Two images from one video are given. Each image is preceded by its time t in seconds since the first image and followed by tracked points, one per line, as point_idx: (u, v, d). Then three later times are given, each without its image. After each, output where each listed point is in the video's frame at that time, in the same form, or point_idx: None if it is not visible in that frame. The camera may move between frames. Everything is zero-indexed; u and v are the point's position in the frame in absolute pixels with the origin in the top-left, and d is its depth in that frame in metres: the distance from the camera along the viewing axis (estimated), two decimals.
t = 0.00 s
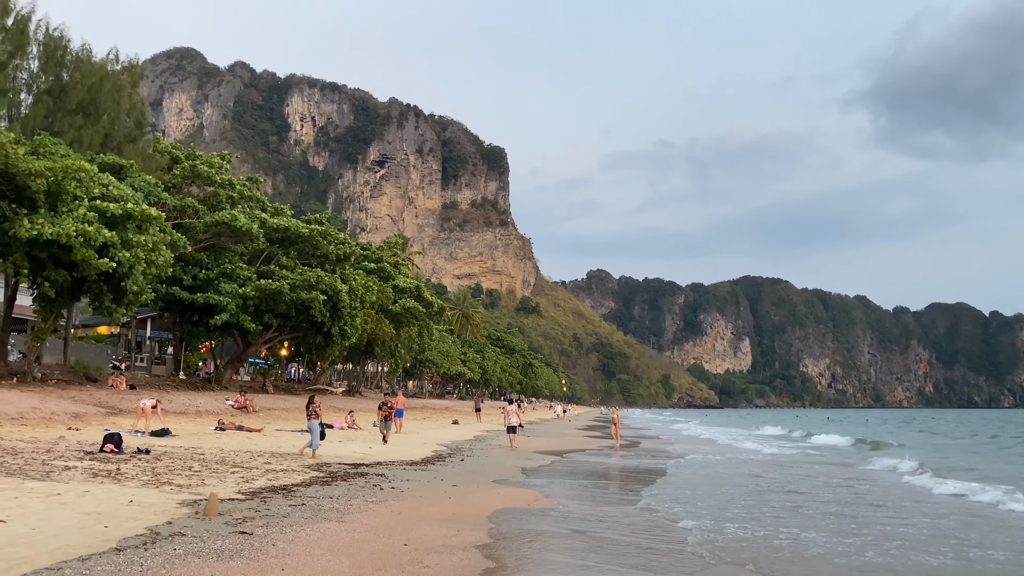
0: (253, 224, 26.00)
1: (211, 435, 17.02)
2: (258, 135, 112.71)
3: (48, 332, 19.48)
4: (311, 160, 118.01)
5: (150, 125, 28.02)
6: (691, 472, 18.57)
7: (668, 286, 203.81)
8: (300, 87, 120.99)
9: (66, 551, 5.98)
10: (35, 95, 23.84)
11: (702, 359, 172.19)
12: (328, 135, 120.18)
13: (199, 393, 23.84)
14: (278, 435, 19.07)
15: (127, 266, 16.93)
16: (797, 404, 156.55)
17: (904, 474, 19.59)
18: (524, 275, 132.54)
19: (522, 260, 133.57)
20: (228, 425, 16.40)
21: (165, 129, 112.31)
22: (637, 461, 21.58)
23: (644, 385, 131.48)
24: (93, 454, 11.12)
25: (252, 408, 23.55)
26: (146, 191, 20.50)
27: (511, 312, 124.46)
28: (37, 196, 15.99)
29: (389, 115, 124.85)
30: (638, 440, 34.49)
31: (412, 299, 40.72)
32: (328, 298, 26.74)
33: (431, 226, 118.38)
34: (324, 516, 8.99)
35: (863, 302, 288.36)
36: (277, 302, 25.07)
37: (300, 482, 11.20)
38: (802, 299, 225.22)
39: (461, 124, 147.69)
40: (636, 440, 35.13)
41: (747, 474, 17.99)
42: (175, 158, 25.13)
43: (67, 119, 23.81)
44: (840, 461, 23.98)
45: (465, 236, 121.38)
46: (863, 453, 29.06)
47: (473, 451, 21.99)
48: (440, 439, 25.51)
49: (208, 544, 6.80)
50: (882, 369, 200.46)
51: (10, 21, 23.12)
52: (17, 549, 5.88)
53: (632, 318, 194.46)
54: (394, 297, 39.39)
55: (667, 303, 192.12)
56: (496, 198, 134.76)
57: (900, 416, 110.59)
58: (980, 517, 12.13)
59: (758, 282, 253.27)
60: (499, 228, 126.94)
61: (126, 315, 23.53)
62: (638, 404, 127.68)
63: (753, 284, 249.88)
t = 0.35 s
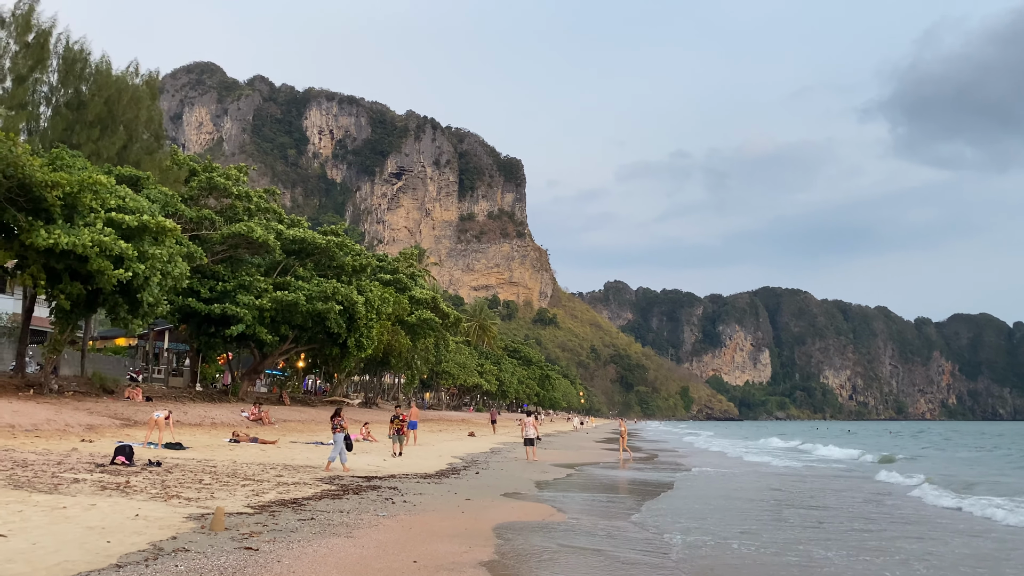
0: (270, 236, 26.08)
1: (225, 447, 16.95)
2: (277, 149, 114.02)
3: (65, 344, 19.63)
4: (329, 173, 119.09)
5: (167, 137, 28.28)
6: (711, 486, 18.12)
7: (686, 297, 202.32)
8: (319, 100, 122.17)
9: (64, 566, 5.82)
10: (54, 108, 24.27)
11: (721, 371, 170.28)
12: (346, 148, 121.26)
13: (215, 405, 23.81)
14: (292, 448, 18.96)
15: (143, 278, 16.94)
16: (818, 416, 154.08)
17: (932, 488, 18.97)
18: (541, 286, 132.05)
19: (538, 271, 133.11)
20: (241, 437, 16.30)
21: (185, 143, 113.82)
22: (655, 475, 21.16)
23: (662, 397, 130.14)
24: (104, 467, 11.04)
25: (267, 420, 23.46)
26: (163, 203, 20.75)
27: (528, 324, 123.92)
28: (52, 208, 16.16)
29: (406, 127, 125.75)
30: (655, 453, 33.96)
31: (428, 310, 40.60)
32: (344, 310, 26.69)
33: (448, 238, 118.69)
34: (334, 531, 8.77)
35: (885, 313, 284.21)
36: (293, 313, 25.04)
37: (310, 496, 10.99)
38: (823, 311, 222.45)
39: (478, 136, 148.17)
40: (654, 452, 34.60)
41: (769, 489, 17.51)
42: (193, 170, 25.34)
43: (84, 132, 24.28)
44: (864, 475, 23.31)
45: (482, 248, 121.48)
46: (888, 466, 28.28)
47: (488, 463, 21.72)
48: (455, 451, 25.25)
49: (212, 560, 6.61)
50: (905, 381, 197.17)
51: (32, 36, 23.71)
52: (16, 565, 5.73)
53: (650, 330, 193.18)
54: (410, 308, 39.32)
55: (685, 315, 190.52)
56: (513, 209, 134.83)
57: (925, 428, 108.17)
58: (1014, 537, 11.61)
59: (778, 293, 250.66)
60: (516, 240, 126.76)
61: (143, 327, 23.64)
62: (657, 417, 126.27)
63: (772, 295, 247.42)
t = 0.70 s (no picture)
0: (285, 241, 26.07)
1: (239, 451, 16.90)
2: (293, 155, 115.38)
3: (80, 349, 19.71)
4: (345, 179, 119.86)
5: (182, 142, 28.38)
6: (731, 492, 17.71)
7: (702, 302, 201.11)
8: (334, 107, 123.20)
9: (65, 573, 5.65)
10: (70, 113, 24.50)
11: (738, 377, 168.67)
12: (361, 154, 122.05)
13: (230, 409, 23.84)
14: (305, 452, 18.85)
15: (156, 281, 16.92)
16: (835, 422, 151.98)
17: (959, 496, 18.46)
18: (556, 292, 131.57)
19: (553, 277, 132.54)
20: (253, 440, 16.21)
21: (202, 150, 115.00)
22: (672, 480, 20.80)
23: (678, 403, 129.06)
24: (114, 470, 10.93)
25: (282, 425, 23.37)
26: (177, 207, 20.87)
27: (543, 329, 123.55)
28: (67, 211, 16.21)
29: (421, 133, 126.30)
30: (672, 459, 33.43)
31: (443, 315, 40.46)
32: (358, 314, 26.63)
33: (462, 243, 118.91)
34: (343, 537, 8.55)
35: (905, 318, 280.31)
36: (308, 317, 25.02)
37: (321, 502, 10.81)
38: (841, 316, 219.95)
39: (493, 141, 148.42)
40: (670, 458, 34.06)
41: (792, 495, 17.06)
42: (208, 175, 25.41)
43: (99, 137, 24.45)
44: (887, 482, 22.74)
45: (496, 253, 121.48)
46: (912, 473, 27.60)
47: (503, 469, 21.46)
48: (470, 456, 24.99)
49: (217, 565, 6.43)
50: (924, 387, 194.47)
51: (50, 42, 23.89)
52: (13, 570, 5.57)
53: (665, 335, 192.08)
54: (424, 313, 39.18)
55: (701, 320, 189.15)
56: (528, 215, 134.68)
57: (947, 435, 106.10)
58: None
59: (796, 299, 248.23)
60: (531, 245, 126.47)
61: (159, 332, 23.69)
62: (673, 423, 125.15)
63: (790, 300, 245.39)
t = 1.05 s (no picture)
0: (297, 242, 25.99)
1: (251, 453, 16.80)
2: (306, 158, 116.12)
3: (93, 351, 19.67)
4: (358, 181, 120.35)
5: (196, 143, 28.40)
6: (749, 496, 17.34)
7: (717, 304, 199.86)
8: (348, 109, 123.71)
9: None
10: (83, 115, 24.62)
11: (753, 378, 167.18)
12: (375, 156, 122.44)
13: (243, 411, 23.80)
14: (317, 455, 18.72)
15: (168, 281, 16.84)
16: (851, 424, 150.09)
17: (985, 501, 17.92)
18: (569, 293, 131.09)
19: (566, 278, 132.04)
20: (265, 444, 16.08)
21: (217, 153, 115.81)
22: (687, 484, 20.43)
23: (692, 405, 128.11)
24: (122, 473, 10.80)
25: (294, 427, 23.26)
26: (190, 209, 20.88)
27: (556, 331, 123.24)
28: (79, 213, 16.21)
29: (435, 135, 126.49)
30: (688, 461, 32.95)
31: (455, 316, 40.25)
32: (371, 316, 26.45)
33: (475, 245, 119.01)
34: (352, 544, 8.34)
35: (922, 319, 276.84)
36: (320, 318, 24.89)
37: (331, 506, 10.63)
38: (857, 318, 217.56)
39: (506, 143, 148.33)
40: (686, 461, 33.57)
41: (811, 500, 16.66)
42: (221, 176, 25.43)
43: (111, 137, 24.60)
44: (908, 486, 22.22)
45: (509, 255, 121.34)
46: (934, 477, 26.99)
47: (516, 472, 21.22)
48: (483, 459, 24.74)
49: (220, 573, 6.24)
50: (942, 389, 191.77)
51: (63, 44, 24.06)
52: None
53: (680, 337, 191.00)
54: (437, 314, 38.99)
55: (716, 321, 187.76)
56: (541, 216, 134.34)
57: (966, 438, 104.37)
58: None
59: (811, 300, 245.91)
60: (544, 247, 126.07)
61: (172, 333, 23.68)
62: (687, 425, 124.19)
63: (805, 301, 243.11)
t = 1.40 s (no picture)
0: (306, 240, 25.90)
1: (259, 451, 16.64)
2: (317, 157, 116.34)
3: (103, 349, 19.63)
4: (369, 180, 120.54)
5: (205, 141, 28.38)
6: (764, 495, 17.01)
7: (728, 303, 198.73)
8: (358, 108, 123.93)
9: None
10: (93, 113, 24.69)
11: (764, 377, 165.98)
12: (385, 155, 122.56)
13: (252, 409, 23.72)
14: (327, 453, 18.57)
15: (176, 278, 16.72)
16: (863, 423, 148.81)
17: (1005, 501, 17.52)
18: (579, 292, 130.69)
19: (577, 277, 131.68)
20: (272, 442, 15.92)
21: (228, 152, 116.16)
22: (701, 483, 20.10)
23: (703, 404, 127.42)
24: (127, 472, 10.66)
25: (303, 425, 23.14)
26: (198, 205, 20.83)
27: (567, 329, 123.03)
28: (87, 209, 16.17)
29: (444, 134, 126.46)
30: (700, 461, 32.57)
31: (465, 314, 40.06)
32: (380, 314, 26.33)
33: (486, 244, 118.98)
34: (357, 544, 8.14)
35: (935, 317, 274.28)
36: (330, 316, 24.76)
37: (337, 505, 10.45)
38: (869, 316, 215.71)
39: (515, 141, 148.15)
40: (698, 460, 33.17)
41: (827, 500, 16.32)
42: (230, 174, 25.38)
43: (120, 135, 24.62)
44: (926, 486, 21.82)
45: (519, 254, 121.21)
46: (951, 476, 26.51)
47: (527, 471, 20.98)
48: (493, 457, 24.53)
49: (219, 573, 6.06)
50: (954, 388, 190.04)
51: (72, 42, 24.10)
52: None
53: (690, 336, 190.23)
54: (447, 312, 38.81)
55: (727, 320, 186.68)
56: (551, 215, 134.01)
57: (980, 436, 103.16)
58: None
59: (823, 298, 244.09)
60: (554, 246, 125.70)
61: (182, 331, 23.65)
62: (698, 424, 123.53)
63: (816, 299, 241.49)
